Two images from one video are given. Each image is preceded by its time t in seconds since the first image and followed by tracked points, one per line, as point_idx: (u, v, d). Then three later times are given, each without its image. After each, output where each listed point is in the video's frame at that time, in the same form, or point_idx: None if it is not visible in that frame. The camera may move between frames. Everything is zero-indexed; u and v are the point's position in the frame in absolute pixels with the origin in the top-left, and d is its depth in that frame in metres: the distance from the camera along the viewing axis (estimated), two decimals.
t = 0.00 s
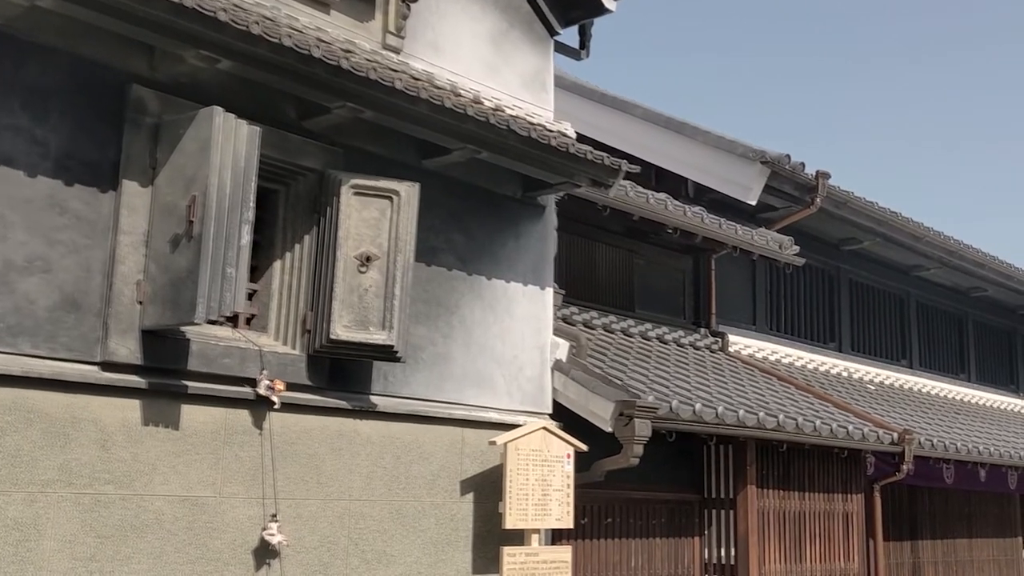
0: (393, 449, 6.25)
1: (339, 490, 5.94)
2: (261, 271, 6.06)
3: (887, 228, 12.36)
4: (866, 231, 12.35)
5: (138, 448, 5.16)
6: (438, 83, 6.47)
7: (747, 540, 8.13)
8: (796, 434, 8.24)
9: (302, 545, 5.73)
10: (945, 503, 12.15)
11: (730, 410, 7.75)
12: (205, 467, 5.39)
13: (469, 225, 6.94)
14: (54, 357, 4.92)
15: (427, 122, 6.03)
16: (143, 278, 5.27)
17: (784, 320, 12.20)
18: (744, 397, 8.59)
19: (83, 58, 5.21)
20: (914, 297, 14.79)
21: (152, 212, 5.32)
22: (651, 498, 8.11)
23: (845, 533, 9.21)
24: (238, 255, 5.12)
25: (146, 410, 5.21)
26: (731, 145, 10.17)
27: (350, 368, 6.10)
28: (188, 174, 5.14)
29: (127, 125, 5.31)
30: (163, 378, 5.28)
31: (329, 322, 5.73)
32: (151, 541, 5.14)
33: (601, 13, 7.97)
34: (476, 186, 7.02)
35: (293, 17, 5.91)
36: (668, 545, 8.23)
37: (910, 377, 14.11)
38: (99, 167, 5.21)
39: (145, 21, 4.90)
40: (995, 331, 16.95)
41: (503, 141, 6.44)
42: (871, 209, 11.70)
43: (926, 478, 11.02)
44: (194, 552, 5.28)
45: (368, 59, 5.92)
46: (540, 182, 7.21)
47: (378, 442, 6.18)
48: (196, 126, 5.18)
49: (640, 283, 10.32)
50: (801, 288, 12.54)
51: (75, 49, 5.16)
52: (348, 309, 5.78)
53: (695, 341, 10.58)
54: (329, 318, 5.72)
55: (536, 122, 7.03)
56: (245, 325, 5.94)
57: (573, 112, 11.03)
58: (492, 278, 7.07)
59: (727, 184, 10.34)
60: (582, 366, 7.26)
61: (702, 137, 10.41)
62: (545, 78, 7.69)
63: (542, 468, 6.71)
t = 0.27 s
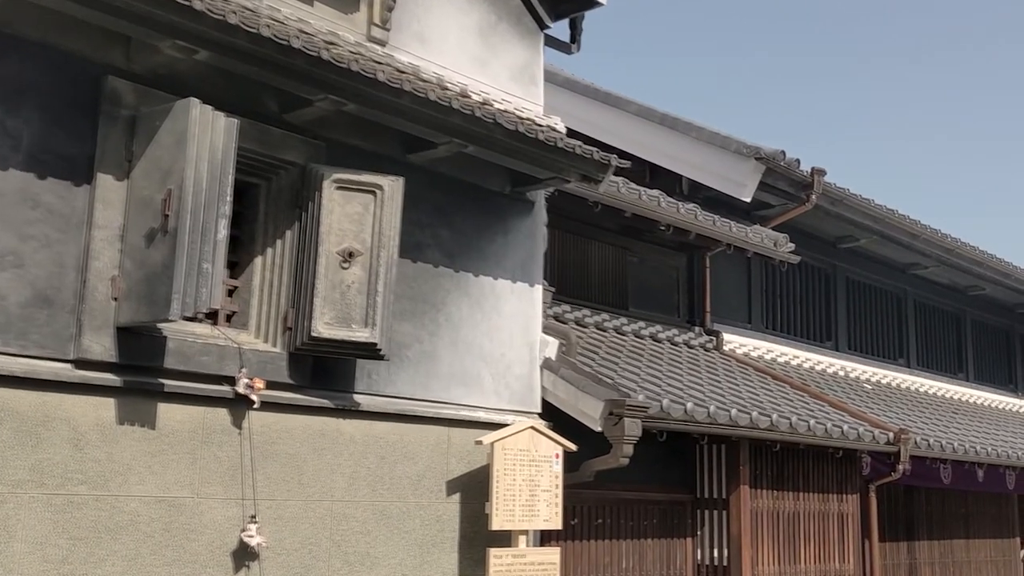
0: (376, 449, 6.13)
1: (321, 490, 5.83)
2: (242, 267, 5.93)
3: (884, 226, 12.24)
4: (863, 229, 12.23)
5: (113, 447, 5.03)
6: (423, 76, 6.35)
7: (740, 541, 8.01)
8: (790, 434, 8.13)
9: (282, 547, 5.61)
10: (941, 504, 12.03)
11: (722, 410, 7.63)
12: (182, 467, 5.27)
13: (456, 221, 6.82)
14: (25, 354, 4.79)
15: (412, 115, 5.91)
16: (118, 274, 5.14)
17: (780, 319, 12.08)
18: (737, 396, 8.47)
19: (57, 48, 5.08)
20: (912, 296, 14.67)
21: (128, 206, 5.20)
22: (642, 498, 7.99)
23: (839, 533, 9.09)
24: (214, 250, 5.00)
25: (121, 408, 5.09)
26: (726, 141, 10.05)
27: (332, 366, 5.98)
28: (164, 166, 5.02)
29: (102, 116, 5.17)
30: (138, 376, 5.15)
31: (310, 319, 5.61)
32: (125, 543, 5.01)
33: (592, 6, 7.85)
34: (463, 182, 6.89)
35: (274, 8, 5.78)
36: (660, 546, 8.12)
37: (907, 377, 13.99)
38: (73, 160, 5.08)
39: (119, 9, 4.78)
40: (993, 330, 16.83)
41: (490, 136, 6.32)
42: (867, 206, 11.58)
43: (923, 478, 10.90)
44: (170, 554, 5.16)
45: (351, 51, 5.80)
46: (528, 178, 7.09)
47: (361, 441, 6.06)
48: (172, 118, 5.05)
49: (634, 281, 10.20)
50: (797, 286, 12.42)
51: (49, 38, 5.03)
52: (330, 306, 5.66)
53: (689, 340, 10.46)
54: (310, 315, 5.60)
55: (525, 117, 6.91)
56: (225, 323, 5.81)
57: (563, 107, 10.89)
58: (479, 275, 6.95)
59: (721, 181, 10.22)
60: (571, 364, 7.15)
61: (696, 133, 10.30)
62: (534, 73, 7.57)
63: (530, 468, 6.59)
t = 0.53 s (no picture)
0: (359, 449, 6.02)
1: (302, 490, 5.71)
2: (221, 263, 5.82)
3: (880, 223, 12.13)
4: (859, 226, 12.11)
5: (86, 446, 4.92)
6: (408, 68, 6.23)
7: (732, 542, 7.89)
8: (783, 433, 8.01)
9: (261, 549, 5.50)
10: (938, 504, 11.92)
11: (714, 409, 7.51)
12: (158, 467, 5.16)
13: (442, 216, 6.70)
14: None
15: (394, 108, 5.79)
16: (91, 269, 5.03)
17: (775, 317, 11.97)
18: (730, 395, 8.35)
19: (29, 37, 4.96)
20: (909, 294, 14.55)
21: (102, 199, 5.09)
22: (632, 498, 7.88)
23: (834, 534, 8.98)
24: (190, 244, 4.89)
25: (95, 407, 4.97)
26: (719, 137, 9.94)
27: (313, 363, 5.86)
28: (139, 159, 4.90)
29: (76, 108, 5.06)
30: (112, 373, 5.04)
31: (290, 315, 5.50)
32: (99, 545, 4.90)
33: None
34: (449, 176, 6.78)
35: None
36: (650, 546, 8.01)
37: (904, 376, 13.88)
38: (45, 152, 4.95)
39: None
40: (991, 329, 16.72)
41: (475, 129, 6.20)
42: (863, 203, 11.46)
43: (919, 478, 10.78)
44: (145, 556, 5.05)
45: (332, 42, 5.68)
46: (516, 172, 6.98)
47: (343, 441, 5.95)
48: (147, 109, 4.94)
49: (626, 278, 10.09)
50: (792, 284, 12.31)
51: (21, 28, 4.91)
52: (311, 302, 5.54)
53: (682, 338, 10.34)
54: (290, 311, 5.49)
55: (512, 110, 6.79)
56: (204, 320, 5.71)
57: (555, 103, 10.78)
58: (466, 272, 6.84)
59: (715, 177, 10.10)
60: (559, 362, 7.03)
61: (689, 129, 10.18)
62: (523, 66, 7.46)
63: (516, 468, 6.47)
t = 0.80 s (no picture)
0: (341, 446, 5.91)
1: (282, 488, 5.60)
2: (201, 256, 5.71)
3: (876, 219, 12.02)
4: (854, 223, 12.01)
5: (59, 442, 4.80)
6: (392, 59, 6.12)
7: (723, 541, 7.78)
8: (775, 430, 7.90)
9: (239, 547, 5.39)
10: (934, 503, 11.81)
11: (705, 405, 7.40)
12: (133, 464, 5.05)
13: (427, 210, 6.60)
14: None
15: (376, 98, 5.68)
16: (64, 262, 4.92)
17: (770, 314, 11.87)
18: (722, 392, 8.25)
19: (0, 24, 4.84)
20: (905, 292, 14.44)
21: (75, 189, 4.98)
22: (622, 497, 7.78)
23: (827, 533, 8.87)
24: (164, 236, 4.78)
25: (67, 402, 4.85)
26: (713, 132, 9.83)
27: (294, 359, 5.76)
28: (112, 149, 4.80)
29: (49, 96, 4.94)
30: (86, 368, 4.93)
31: (269, 309, 5.39)
32: (71, 543, 4.78)
33: None
34: (435, 169, 6.67)
35: None
36: (641, 545, 7.90)
37: (900, 374, 13.77)
38: (17, 142, 4.84)
39: None
40: (988, 327, 16.62)
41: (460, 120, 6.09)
42: (858, 199, 11.36)
43: (915, 476, 10.68)
44: (120, 554, 4.94)
45: (313, 31, 5.57)
46: (503, 166, 6.88)
47: (325, 437, 5.84)
48: (121, 98, 4.83)
49: (619, 275, 9.98)
50: (787, 281, 12.20)
51: None
52: (291, 296, 5.43)
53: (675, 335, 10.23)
54: (269, 305, 5.38)
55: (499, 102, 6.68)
56: (182, 314, 5.61)
57: (548, 96, 10.81)
58: (452, 266, 6.73)
59: (708, 172, 9.99)
60: (547, 358, 6.93)
61: (682, 124, 10.08)
62: (512, 59, 7.35)
63: (502, 465, 6.37)
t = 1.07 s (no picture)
0: (321, 442, 5.80)
1: (260, 485, 5.49)
2: (177, 248, 5.59)
3: (870, 215, 11.91)
4: (849, 219, 11.90)
5: (27, 438, 4.68)
6: (373, 47, 6.01)
7: (713, 540, 7.67)
8: (767, 427, 7.79)
9: (215, 545, 5.28)
10: (928, 502, 11.71)
11: (694, 402, 7.29)
12: (104, 460, 4.93)
13: (411, 202, 6.48)
14: None
15: (356, 87, 5.57)
16: (34, 253, 4.80)
17: (763, 311, 11.76)
18: (712, 388, 8.14)
19: None
20: (901, 288, 14.34)
21: (45, 178, 4.86)
22: (610, 495, 7.68)
23: (820, 531, 8.76)
24: (136, 226, 4.66)
25: (37, 396, 4.74)
26: (705, 126, 9.72)
27: (272, 353, 5.64)
28: (82, 137, 4.68)
29: (18, 84, 4.83)
30: (56, 362, 4.81)
31: (246, 302, 5.27)
32: (41, 541, 4.66)
33: None
34: (419, 161, 6.56)
35: None
36: (629, 544, 7.79)
37: (896, 371, 13.66)
38: None
39: None
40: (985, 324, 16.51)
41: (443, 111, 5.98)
42: (852, 194, 11.25)
43: (909, 474, 10.57)
44: (91, 553, 4.82)
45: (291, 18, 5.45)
46: (489, 158, 6.76)
47: (304, 434, 5.73)
48: (91, 85, 4.71)
49: (610, 270, 9.86)
50: (781, 278, 12.09)
51: None
52: (268, 289, 5.32)
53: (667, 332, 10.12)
54: (247, 298, 5.27)
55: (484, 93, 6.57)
56: (158, 307, 5.49)
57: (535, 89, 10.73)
58: (437, 260, 6.62)
59: (700, 167, 9.88)
60: (534, 354, 6.82)
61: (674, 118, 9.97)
62: (499, 49, 7.24)
63: (486, 463, 6.26)
